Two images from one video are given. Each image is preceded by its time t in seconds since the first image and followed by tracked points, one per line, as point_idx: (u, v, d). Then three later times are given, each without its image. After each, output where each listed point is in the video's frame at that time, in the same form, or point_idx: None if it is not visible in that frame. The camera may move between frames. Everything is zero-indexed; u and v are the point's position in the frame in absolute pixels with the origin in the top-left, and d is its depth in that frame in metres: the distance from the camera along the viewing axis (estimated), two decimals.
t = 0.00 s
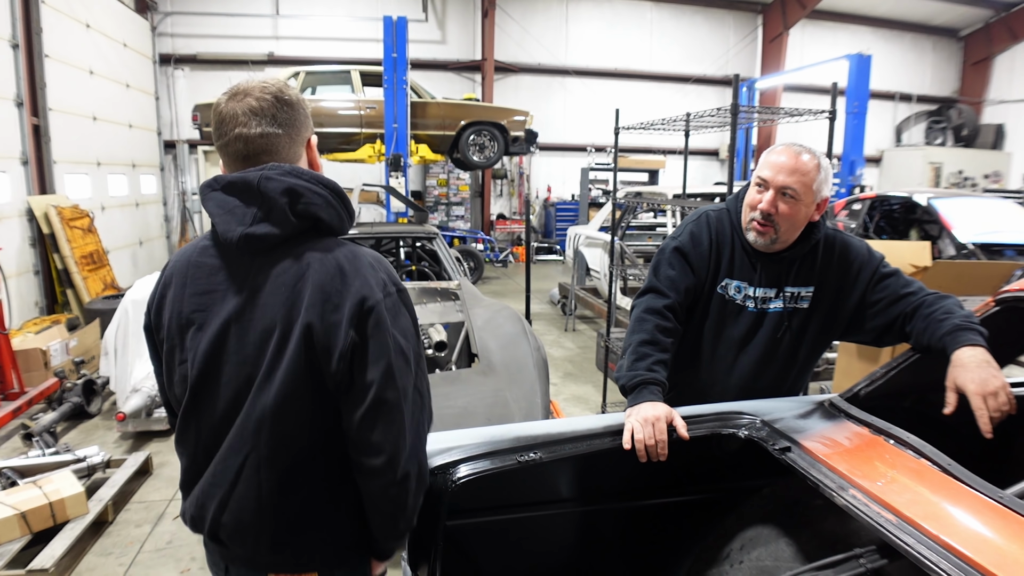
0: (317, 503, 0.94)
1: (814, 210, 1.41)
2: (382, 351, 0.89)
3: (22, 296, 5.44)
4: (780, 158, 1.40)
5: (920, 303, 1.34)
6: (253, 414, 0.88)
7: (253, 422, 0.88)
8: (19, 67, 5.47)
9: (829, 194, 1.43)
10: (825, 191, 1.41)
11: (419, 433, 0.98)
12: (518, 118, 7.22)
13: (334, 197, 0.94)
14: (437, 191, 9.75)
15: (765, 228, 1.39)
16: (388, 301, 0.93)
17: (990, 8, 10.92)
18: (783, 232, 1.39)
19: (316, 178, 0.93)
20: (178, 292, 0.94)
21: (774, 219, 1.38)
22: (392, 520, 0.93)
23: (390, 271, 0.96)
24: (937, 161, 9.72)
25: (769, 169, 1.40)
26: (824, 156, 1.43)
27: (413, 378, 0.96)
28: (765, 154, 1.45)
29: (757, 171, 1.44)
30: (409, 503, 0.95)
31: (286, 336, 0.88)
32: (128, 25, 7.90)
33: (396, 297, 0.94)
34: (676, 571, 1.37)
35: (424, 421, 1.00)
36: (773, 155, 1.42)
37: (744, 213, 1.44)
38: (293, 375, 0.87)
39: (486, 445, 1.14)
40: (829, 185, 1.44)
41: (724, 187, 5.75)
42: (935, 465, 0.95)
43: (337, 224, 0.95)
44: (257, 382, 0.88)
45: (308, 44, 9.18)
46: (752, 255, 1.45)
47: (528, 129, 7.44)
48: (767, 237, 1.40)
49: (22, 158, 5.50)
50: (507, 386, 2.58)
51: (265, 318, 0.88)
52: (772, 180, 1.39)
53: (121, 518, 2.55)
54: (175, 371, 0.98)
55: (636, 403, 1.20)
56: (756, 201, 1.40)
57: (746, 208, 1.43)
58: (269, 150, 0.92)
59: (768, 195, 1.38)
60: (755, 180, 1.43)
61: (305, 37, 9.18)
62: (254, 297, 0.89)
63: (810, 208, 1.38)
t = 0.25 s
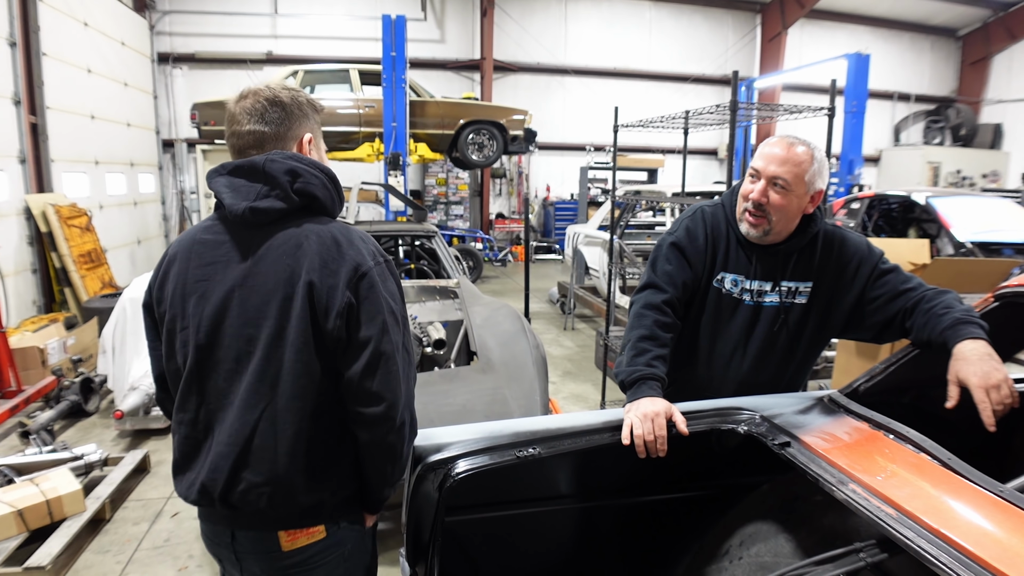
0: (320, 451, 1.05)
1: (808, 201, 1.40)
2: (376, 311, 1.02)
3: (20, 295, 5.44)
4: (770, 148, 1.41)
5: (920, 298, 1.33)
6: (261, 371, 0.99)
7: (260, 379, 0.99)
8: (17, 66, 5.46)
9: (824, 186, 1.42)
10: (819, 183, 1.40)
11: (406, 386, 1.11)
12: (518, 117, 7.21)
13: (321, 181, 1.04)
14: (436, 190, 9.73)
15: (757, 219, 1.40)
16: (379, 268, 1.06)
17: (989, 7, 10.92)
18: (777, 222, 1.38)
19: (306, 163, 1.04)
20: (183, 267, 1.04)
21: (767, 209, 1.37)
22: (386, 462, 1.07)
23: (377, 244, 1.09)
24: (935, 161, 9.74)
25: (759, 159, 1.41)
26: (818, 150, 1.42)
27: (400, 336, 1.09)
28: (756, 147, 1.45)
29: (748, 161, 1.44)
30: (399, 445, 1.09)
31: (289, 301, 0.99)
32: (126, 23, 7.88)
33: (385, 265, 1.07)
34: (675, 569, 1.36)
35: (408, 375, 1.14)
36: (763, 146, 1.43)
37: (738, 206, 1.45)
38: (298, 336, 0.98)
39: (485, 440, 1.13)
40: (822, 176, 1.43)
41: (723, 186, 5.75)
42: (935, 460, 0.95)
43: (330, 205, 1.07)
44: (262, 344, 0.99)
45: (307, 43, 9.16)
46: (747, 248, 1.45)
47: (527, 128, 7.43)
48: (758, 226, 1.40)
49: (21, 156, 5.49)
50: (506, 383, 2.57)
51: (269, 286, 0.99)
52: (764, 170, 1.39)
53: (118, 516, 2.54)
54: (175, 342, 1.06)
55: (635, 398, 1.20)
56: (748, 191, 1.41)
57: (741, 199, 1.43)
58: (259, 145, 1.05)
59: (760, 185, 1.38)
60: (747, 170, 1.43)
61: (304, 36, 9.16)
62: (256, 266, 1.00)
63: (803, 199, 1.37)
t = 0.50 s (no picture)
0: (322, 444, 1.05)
1: (807, 193, 1.39)
2: (371, 301, 1.02)
3: (21, 294, 5.43)
4: (770, 141, 1.41)
5: (924, 296, 1.33)
6: (261, 358, 1.01)
7: (259, 365, 1.01)
8: (18, 65, 5.46)
9: (824, 178, 1.41)
10: (819, 174, 1.40)
11: (402, 376, 1.12)
12: (519, 116, 7.20)
13: (324, 175, 1.05)
14: (437, 190, 9.73)
15: (755, 210, 1.38)
16: (375, 258, 1.06)
17: (991, 6, 10.89)
18: (775, 213, 1.37)
19: (309, 156, 1.06)
20: (197, 255, 1.08)
21: (764, 200, 1.37)
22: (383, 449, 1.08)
23: (376, 235, 1.09)
24: (937, 160, 9.72)
25: (758, 152, 1.41)
26: (814, 141, 1.43)
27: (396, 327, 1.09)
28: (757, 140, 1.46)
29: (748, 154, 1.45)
30: (395, 434, 1.10)
31: (287, 289, 1.00)
32: (128, 23, 7.88)
33: (381, 256, 1.07)
34: (677, 567, 1.35)
35: (406, 365, 1.14)
36: (764, 139, 1.43)
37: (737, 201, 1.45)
38: (295, 324, 1.00)
39: (486, 437, 1.13)
40: (823, 169, 1.42)
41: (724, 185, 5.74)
42: (941, 457, 0.94)
43: (333, 198, 1.09)
44: (262, 332, 1.01)
45: (308, 43, 9.16)
46: (748, 243, 1.44)
47: (528, 128, 7.42)
48: (759, 218, 1.39)
49: (22, 155, 5.49)
50: (507, 382, 2.57)
51: (268, 275, 1.01)
52: (760, 162, 1.40)
53: (119, 515, 2.54)
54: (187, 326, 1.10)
55: (638, 395, 1.20)
56: (746, 184, 1.41)
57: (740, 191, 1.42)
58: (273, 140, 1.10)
59: (756, 177, 1.39)
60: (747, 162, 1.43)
61: (305, 35, 9.16)
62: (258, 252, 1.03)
63: (802, 190, 1.36)
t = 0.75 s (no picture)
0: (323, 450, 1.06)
1: (819, 193, 1.38)
2: (362, 322, 0.99)
3: (23, 293, 5.43)
4: (783, 142, 1.41)
5: (934, 294, 1.32)
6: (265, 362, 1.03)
7: (263, 372, 1.03)
8: (21, 65, 5.46)
9: (835, 179, 1.41)
10: (829, 175, 1.39)
11: (401, 397, 1.07)
12: (521, 116, 7.19)
13: (331, 183, 1.03)
14: (439, 190, 9.72)
15: (766, 211, 1.37)
16: (375, 275, 1.01)
17: (993, 6, 10.86)
18: (785, 214, 1.36)
19: (320, 161, 1.04)
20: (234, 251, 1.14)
21: (775, 200, 1.36)
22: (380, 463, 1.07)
23: (383, 249, 1.04)
24: (940, 160, 9.68)
25: (772, 153, 1.41)
26: (828, 140, 1.43)
27: (395, 348, 1.05)
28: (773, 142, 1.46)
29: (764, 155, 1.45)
30: (391, 453, 1.07)
31: (288, 299, 1.01)
32: (130, 22, 7.88)
33: (383, 273, 1.02)
34: (683, 566, 1.35)
35: (410, 387, 1.09)
36: (779, 140, 1.43)
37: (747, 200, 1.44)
38: (292, 334, 1.01)
39: (491, 436, 1.12)
40: (835, 169, 1.42)
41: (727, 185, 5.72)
42: (951, 455, 0.94)
43: (347, 205, 1.06)
44: (266, 338, 1.03)
45: (309, 42, 9.16)
46: (758, 241, 1.43)
47: (530, 127, 7.41)
48: (768, 219, 1.38)
49: (24, 154, 5.49)
50: (511, 381, 2.56)
51: (273, 283, 1.02)
52: (772, 163, 1.39)
53: (121, 514, 2.53)
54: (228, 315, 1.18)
55: (644, 393, 1.19)
56: (757, 184, 1.40)
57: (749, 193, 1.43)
58: (299, 139, 1.11)
59: (769, 177, 1.38)
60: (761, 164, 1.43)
61: (307, 35, 9.16)
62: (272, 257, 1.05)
63: (813, 190, 1.36)
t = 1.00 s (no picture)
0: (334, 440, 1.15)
1: (832, 195, 1.38)
2: (357, 330, 1.02)
3: (26, 292, 5.44)
4: (798, 142, 1.40)
5: (947, 294, 1.31)
6: (288, 355, 1.17)
7: (283, 362, 1.16)
8: (23, 64, 5.46)
9: (848, 180, 1.40)
10: (843, 176, 1.38)
11: (401, 411, 1.08)
12: (522, 116, 7.18)
13: (343, 190, 1.08)
14: (440, 190, 9.72)
15: (778, 210, 1.37)
16: (376, 288, 1.04)
17: (996, 5, 10.84)
18: (797, 214, 1.35)
19: (337, 167, 1.09)
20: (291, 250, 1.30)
21: (787, 200, 1.35)
22: (377, 467, 1.10)
23: (388, 260, 1.06)
24: (942, 160, 9.66)
25: (786, 152, 1.40)
26: (841, 140, 1.42)
27: (393, 360, 1.05)
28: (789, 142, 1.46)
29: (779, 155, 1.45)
30: (391, 461, 1.09)
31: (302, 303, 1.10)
32: (132, 22, 7.88)
33: (385, 285, 1.04)
34: (694, 568, 1.33)
35: (411, 402, 1.09)
36: (793, 140, 1.42)
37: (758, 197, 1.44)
38: (301, 336, 1.10)
39: (503, 437, 1.11)
40: (849, 172, 1.41)
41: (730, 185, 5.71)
42: (969, 455, 0.92)
43: (362, 212, 1.11)
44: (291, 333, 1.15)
45: (311, 42, 9.15)
46: (769, 241, 1.43)
47: (532, 127, 7.40)
48: (778, 219, 1.37)
49: (26, 154, 5.48)
50: (516, 381, 2.56)
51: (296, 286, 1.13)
52: (785, 162, 1.39)
53: (125, 515, 2.53)
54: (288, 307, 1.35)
55: (657, 394, 1.19)
56: (769, 183, 1.39)
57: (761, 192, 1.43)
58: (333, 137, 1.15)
59: (782, 177, 1.37)
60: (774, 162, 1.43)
61: (308, 34, 9.15)
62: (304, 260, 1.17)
63: (826, 191, 1.36)
